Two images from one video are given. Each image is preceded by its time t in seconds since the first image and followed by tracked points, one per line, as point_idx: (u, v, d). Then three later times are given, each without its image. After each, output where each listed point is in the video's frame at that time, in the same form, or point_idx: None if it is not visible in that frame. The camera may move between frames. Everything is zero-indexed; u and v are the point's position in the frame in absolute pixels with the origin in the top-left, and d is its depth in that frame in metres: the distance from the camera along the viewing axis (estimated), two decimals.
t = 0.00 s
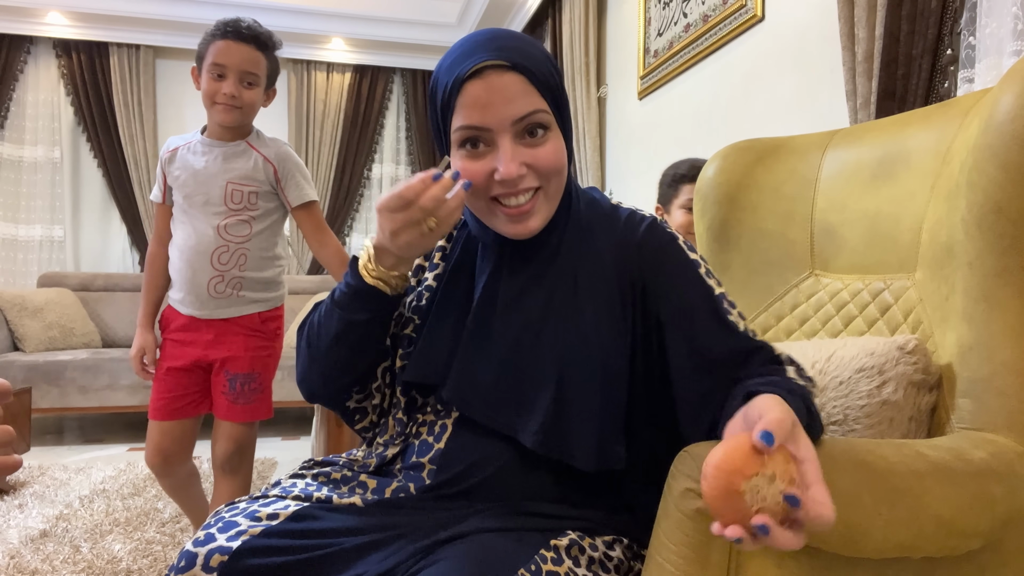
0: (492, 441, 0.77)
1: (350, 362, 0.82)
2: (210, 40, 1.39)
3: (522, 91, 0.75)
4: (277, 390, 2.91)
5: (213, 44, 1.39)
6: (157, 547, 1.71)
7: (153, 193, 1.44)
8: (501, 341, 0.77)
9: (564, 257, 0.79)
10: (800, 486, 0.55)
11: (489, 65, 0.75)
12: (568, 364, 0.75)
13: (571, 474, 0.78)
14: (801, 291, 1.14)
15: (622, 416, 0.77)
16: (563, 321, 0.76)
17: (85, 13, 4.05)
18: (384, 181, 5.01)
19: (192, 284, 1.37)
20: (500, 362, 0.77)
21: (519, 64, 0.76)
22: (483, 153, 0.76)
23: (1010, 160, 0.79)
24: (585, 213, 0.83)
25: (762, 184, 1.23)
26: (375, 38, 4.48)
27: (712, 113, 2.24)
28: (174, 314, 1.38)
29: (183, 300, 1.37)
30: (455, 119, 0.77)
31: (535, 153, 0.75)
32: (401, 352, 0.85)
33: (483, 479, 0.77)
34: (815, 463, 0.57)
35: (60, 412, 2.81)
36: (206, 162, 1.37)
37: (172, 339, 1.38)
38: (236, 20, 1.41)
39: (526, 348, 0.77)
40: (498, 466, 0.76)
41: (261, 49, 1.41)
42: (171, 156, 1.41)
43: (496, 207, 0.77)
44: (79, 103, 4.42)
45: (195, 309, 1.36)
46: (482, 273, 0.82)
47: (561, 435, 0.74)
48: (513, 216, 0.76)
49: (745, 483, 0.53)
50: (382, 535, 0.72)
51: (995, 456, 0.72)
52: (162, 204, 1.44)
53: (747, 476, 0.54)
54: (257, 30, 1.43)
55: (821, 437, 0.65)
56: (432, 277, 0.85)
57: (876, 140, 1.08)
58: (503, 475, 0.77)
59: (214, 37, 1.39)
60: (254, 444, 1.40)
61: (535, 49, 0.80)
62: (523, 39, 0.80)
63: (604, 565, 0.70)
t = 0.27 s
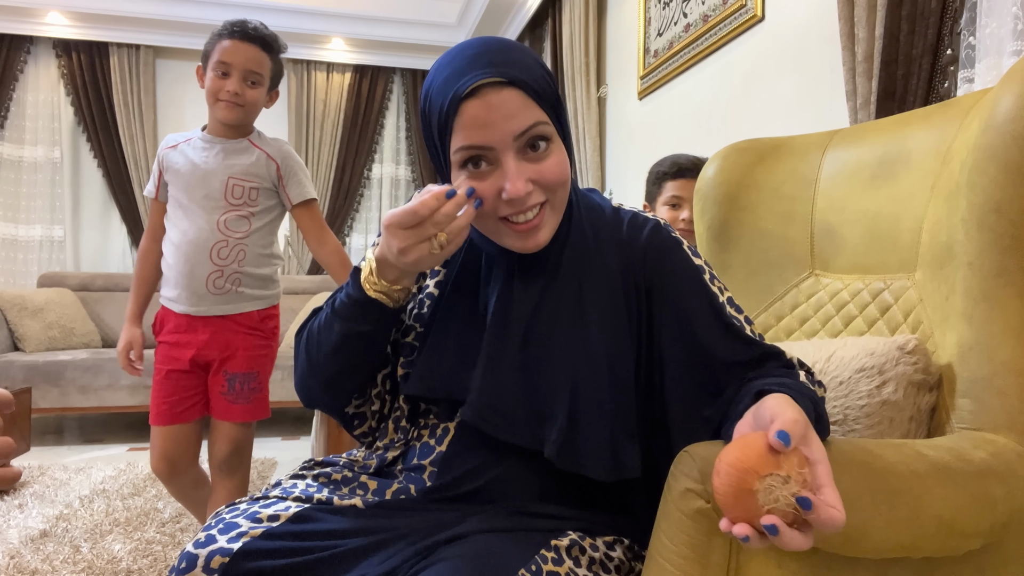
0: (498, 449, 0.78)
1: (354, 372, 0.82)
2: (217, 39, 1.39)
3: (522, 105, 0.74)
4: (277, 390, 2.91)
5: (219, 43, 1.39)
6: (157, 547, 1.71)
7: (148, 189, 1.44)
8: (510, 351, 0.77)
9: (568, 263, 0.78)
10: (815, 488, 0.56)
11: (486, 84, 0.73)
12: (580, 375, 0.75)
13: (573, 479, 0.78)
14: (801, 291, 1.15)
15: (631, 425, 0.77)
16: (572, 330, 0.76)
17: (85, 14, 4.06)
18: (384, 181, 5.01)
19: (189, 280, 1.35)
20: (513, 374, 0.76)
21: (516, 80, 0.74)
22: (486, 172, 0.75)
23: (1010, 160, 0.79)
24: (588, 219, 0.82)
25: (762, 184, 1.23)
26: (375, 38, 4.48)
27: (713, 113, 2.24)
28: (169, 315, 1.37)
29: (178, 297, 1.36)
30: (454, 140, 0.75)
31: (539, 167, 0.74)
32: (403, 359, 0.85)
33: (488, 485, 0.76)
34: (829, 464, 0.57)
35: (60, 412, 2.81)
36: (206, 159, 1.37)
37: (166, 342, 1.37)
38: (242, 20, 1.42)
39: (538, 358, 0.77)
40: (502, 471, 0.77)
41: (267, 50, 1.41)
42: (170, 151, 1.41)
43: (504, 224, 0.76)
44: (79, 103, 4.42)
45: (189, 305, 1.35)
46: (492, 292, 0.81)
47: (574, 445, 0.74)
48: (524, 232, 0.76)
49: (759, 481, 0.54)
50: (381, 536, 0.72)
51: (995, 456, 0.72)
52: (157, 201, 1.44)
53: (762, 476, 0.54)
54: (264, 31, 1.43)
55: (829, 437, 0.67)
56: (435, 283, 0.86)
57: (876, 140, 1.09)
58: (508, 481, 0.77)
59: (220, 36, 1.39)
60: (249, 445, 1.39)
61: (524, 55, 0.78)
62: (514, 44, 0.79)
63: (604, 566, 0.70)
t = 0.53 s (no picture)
0: (497, 449, 0.78)
1: (352, 374, 0.82)
2: (219, 39, 1.39)
3: (518, 113, 0.73)
4: (277, 390, 2.91)
5: (222, 42, 1.39)
6: (157, 547, 1.71)
7: (138, 185, 1.41)
8: (509, 351, 0.76)
9: (567, 263, 0.78)
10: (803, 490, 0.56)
11: (479, 93, 0.73)
12: (579, 375, 0.75)
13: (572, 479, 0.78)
14: (801, 291, 1.15)
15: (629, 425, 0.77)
16: (571, 330, 0.76)
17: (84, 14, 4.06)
18: (384, 181, 5.01)
19: (197, 276, 1.34)
20: (512, 374, 0.76)
21: (511, 88, 0.74)
22: (484, 180, 0.74)
23: (1010, 160, 0.79)
24: (588, 219, 0.82)
25: (762, 184, 1.23)
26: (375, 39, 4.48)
27: (713, 113, 2.24)
28: (168, 314, 1.35)
29: (183, 294, 1.34)
30: (451, 149, 0.75)
31: (534, 175, 0.74)
32: (400, 358, 0.85)
33: (486, 485, 0.76)
34: (817, 466, 0.58)
35: (60, 412, 2.81)
36: (207, 158, 1.36)
37: (164, 342, 1.35)
38: (244, 21, 1.42)
39: (538, 359, 0.77)
40: (500, 471, 0.77)
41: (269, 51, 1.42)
42: (168, 147, 1.39)
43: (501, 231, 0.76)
44: (79, 103, 4.42)
45: (195, 302, 1.34)
46: (491, 286, 0.81)
47: (573, 445, 0.74)
48: (520, 238, 0.76)
49: (746, 484, 0.54)
50: (380, 535, 0.72)
51: (995, 456, 0.72)
52: (148, 198, 1.41)
53: (750, 478, 0.54)
54: (266, 33, 1.44)
55: (824, 437, 0.66)
56: (432, 283, 0.86)
57: (876, 141, 1.08)
58: (506, 481, 0.77)
59: (223, 36, 1.39)
60: (249, 445, 1.40)
61: (520, 58, 0.78)
62: (509, 44, 0.79)
63: (603, 565, 0.70)
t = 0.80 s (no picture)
0: (496, 447, 0.78)
1: (351, 373, 0.82)
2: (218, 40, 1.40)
3: (516, 115, 0.73)
4: (277, 390, 2.91)
5: (220, 43, 1.39)
6: (157, 547, 1.71)
7: (134, 183, 1.38)
8: (508, 349, 0.76)
9: (566, 262, 0.78)
10: (806, 495, 0.55)
11: (478, 95, 0.73)
12: (578, 372, 0.75)
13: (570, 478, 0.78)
14: (801, 291, 1.15)
15: (628, 423, 0.77)
16: (570, 328, 0.76)
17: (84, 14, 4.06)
18: (384, 181, 5.01)
19: (198, 275, 1.34)
20: (512, 371, 0.76)
21: (509, 91, 0.74)
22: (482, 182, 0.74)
23: (1010, 160, 0.79)
24: (588, 219, 0.82)
25: (762, 184, 1.23)
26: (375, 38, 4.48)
27: (713, 113, 2.24)
28: (168, 316, 1.35)
29: (184, 293, 1.34)
30: (450, 150, 0.75)
31: (529, 177, 0.73)
32: (400, 356, 0.85)
33: (485, 483, 0.76)
34: (820, 469, 0.58)
35: (60, 412, 2.81)
36: (207, 157, 1.36)
37: (164, 343, 1.34)
38: (243, 22, 1.42)
39: (537, 356, 0.77)
40: (499, 470, 0.77)
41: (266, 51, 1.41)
42: (166, 146, 1.39)
43: (499, 231, 0.76)
44: (79, 103, 4.42)
45: (198, 300, 1.34)
46: (490, 281, 0.82)
47: (572, 442, 0.74)
48: (517, 238, 0.76)
49: (749, 488, 0.54)
50: (380, 535, 0.72)
51: (995, 456, 0.72)
52: (145, 196, 1.39)
53: (752, 482, 0.54)
54: (264, 33, 1.44)
55: (824, 437, 0.66)
56: (431, 280, 0.86)
57: (876, 141, 1.08)
58: (505, 480, 0.77)
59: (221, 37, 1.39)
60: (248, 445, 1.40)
61: (521, 60, 0.78)
62: (507, 45, 0.79)
63: (603, 565, 0.70)
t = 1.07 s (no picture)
0: (495, 445, 0.78)
1: (352, 371, 0.82)
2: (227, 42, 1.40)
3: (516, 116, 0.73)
4: (277, 390, 2.91)
5: (229, 45, 1.39)
6: (157, 547, 1.71)
7: (135, 182, 1.39)
8: (507, 347, 0.76)
9: (566, 260, 0.78)
10: (806, 496, 0.55)
11: (479, 98, 0.73)
12: (578, 369, 0.75)
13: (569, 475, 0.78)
14: (801, 291, 1.14)
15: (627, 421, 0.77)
16: (570, 325, 0.76)
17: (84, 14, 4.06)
18: (384, 181, 5.01)
19: (193, 275, 1.34)
20: (512, 368, 0.76)
21: (508, 94, 0.74)
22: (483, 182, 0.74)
23: (1010, 160, 0.79)
24: (589, 217, 0.82)
25: (762, 184, 1.23)
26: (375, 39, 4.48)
27: (713, 113, 2.24)
28: (167, 316, 1.35)
29: (181, 292, 1.34)
30: (450, 150, 0.75)
31: (530, 178, 0.73)
32: (400, 354, 0.85)
33: (485, 482, 0.76)
34: (821, 470, 0.58)
35: (60, 412, 2.81)
36: (207, 156, 1.36)
37: (164, 344, 1.34)
38: (252, 25, 1.42)
39: (537, 353, 0.77)
40: (499, 468, 0.77)
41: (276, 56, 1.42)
42: (167, 145, 1.39)
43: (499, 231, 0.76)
44: (79, 103, 4.42)
45: (195, 299, 1.33)
46: (490, 279, 0.82)
47: (571, 439, 0.74)
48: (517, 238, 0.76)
49: (749, 490, 0.54)
50: (379, 535, 0.72)
51: (995, 456, 0.72)
52: (145, 195, 1.40)
53: (753, 483, 0.54)
54: (273, 37, 1.44)
55: (824, 437, 0.66)
56: (432, 277, 0.87)
57: (876, 141, 1.08)
58: (504, 478, 0.77)
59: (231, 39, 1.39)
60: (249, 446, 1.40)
61: (521, 59, 0.78)
62: (507, 43, 0.79)
63: (603, 565, 0.70)
